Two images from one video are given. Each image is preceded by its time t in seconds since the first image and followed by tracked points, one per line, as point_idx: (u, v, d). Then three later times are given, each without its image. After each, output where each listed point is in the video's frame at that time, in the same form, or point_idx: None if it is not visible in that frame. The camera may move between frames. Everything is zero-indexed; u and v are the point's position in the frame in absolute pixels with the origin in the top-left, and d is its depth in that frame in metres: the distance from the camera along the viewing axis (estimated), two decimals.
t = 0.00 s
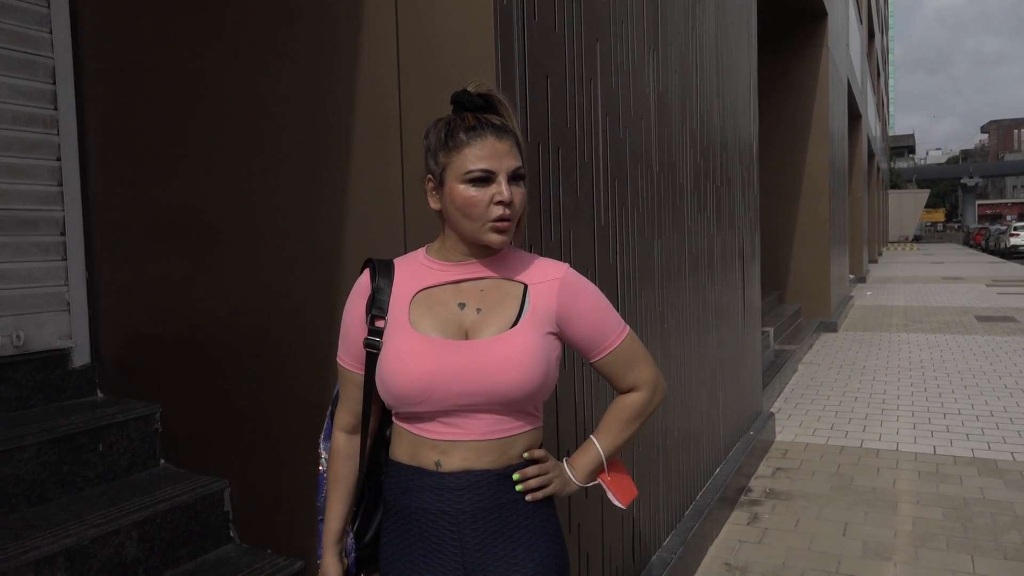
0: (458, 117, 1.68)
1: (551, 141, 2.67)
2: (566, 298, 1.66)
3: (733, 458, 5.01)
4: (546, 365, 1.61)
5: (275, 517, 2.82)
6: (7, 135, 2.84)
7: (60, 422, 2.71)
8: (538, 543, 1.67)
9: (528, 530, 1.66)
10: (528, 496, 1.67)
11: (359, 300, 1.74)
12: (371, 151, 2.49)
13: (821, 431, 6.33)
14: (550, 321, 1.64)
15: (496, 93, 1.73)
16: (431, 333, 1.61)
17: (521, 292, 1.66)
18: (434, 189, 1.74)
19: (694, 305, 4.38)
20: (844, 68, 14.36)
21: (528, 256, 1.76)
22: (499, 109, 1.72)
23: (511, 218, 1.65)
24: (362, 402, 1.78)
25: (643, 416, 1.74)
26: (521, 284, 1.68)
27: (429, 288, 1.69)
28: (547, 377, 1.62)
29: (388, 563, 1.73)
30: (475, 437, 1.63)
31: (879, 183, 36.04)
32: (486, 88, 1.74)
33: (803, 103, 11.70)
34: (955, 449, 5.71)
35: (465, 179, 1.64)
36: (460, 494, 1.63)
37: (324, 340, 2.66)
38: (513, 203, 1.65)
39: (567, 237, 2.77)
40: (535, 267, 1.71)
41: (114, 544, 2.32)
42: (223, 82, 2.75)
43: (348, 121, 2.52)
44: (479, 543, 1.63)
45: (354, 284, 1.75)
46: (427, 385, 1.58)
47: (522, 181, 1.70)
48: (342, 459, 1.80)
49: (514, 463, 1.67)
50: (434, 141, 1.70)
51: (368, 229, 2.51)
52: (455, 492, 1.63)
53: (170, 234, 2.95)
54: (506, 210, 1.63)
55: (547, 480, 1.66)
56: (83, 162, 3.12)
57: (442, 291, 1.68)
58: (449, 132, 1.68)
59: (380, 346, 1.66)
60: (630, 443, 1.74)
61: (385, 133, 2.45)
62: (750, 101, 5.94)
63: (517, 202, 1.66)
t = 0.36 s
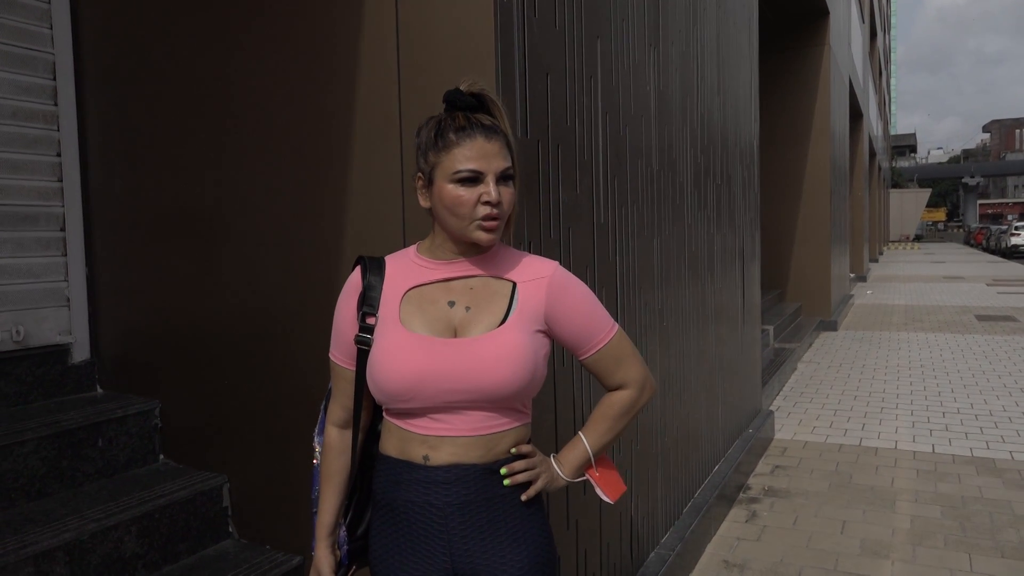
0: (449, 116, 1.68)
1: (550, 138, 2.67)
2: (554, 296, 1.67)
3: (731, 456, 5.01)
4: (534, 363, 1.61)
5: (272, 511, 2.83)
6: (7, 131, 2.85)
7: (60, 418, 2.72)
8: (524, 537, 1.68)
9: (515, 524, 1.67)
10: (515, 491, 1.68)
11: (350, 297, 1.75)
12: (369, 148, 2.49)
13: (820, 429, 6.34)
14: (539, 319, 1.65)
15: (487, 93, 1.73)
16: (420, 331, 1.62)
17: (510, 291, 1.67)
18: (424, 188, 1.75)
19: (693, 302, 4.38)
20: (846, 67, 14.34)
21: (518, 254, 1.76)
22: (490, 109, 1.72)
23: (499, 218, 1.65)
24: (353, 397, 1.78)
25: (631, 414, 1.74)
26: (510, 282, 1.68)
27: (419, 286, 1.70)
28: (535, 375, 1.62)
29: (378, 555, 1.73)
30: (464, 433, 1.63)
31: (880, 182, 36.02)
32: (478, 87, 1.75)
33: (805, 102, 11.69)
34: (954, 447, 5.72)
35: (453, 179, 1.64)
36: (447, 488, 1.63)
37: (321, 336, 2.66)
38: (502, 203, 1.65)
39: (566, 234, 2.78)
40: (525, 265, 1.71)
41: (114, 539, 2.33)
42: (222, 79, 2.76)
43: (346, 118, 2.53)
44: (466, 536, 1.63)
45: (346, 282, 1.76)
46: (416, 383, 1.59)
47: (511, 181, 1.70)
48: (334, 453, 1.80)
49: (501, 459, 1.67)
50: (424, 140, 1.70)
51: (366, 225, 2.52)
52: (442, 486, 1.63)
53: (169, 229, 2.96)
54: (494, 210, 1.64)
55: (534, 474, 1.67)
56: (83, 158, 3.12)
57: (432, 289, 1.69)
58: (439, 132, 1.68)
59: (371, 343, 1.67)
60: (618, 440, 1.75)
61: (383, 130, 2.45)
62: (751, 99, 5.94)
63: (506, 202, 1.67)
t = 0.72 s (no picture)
0: (443, 110, 1.68)
1: (552, 132, 2.66)
2: (552, 290, 1.66)
3: (734, 451, 5.01)
4: (533, 357, 1.61)
5: (274, 506, 2.84)
6: (9, 126, 2.84)
7: (62, 412, 2.72)
8: (526, 533, 1.67)
9: (516, 521, 1.66)
10: (514, 486, 1.68)
11: (349, 292, 1.75)
12: (369, 143, 2.49)
13: (822, 424, 6.33)
14: (537, 313, 1.64)
15: (482, 86, 1.72)
16: (418, 327, 1.61)
17: (508, 285, 1.66)
18: (420, 183, 1.74)
19: (696, 298, 4.37)
20: (850, 62, 14.29)
21: (516, 248, 1.75)
22: (485, 102, 1.71)
23: (496, 211, 1.65)
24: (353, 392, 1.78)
25: (630, 408, 1.74)
26: (508, 276, 1.68)
27: (417, 281, 1.69)
28: (534, 369, 1.62)
29: (379, 552, 1.73)
30: (463, 428, 1.63)
31: (884, 178, 35.92)
32: (473, 80, 1.74)
33: (808, 97, 11.65)
34: (957, 443, 5.71)
35: (449, 173, 1.64)
36: (447, 483, 1.63)
37: (322, 331, 2.66)
38: (497, 197, 1.65)
39: (567, 229, 2.77)
40: (523, 259, 1.71)
41: (116, 533, 2.33)
42: (223, 74, 2.76)
43: (346, 113, 2.52)
44: (467, 532, 1.63)
45: (344, 278, 1.76)
46: (415, 379, 1.58)
47: (507, 175, 1.70)
48: (334, 450, 1.80)
49: (501, 454, 1.67)
50: (420, 134, 1.70)
51: (367, 220, 2.52)
52: (442, 482, 1.63)
53: (170, 224, 2.96)
54: (490, 204, 1.63)
55: (534, 469, 1.67)
56: (85, 153, 3.12)
57: (430, 284, 1.68)
58: (434, 126, 1.67)
59: (369, 339, 1.67)
60: (618, 434, 1.75)
61: (384, 124, 2.45)
62: (754, 94, 5.92)
63: (502, 196, 1.66)
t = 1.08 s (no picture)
0: (440, 107, 1.67)
1: (549, 132, 2.65)
2: (553, 288, 1.65)
3: (731, 450, 5.00)
4: (535, 356, 1.60)
5: (272, 507, 2.83)
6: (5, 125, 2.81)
7: (57, 412, 2.71)
8: (528, 535, 1.67)
9: (518, 523, 1.66)
10: (515, 487, 1.67)
11: (346, 293, 1.74)
12: (367, 142, 2.48)
13: (820, 423, 6.33)
14: (538, 312, 1.64)
15: (478, 82, 1.72)
16: (418, 327, 1.61)
17: (509, 284, 1.65)
18: (418, 181, 1.73)
19: (693, 297, 4.37)
20: (846, 61, 14.30)
21: (515, 246, 1.75)
22: (481, 98, 1.71)
23: (495, 208, 1.64)
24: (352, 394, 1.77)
25: (628, 405, 1.75)
26: (509, 275, 1.67)
27: (416, 281, 1.68)
28: (536, 368, 1.61)
29: (380, 555, 1.73)
30: (465, 429, 1.62)
31: (880, 177, 35.96)
32: (469, 77, 1.74)
33: (805, 95, 11.66)
34: (954, 442, 5.71)
35: (447, 170, 1.63)
36: (449, 486, 1.62)
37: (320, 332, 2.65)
38: (496, 193, 1.64)
39: (565, 229, 2.76)
40: (522, 258, 1.70)
41: (112, 534, 2.33)
42: (220, 72, 2.74)
43: (344, 112, 2.51)
44: (469, 534, 1.62)
45: (341, 278, 1.74)
46: (415, 380, 1.58)
47: (505, 171, 1.69)
48: (333, 452, 1.79)
49: (502, 455, 1.66)
50: (416, 131, 1.69)
51: (364, 220, 2.51)
52: (443, 484, 1.62)
53: (166, 224, 2.94)
54: (490, 201, 1.62)
55: (536, 470, 1.66)
56: (81, 153, 3.11)
57: (429, 284, 1.67)
58: (431, 122, 1.67)
59: (368, 340, 1.66)
60: (617, 432, 1.75)
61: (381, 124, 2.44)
62: (751, 93, 5.92)
63: (501, 192, 1.65)
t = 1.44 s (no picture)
0: (443, 107, 1.67)
1: (548, 135, 2.65)
2: (556, 291, 1.66)
3: (728, 455, 5.00)
4: (539, 359, 1.61)
5: (268, 511, 2.82)
6: None
7: (52, 414, 2.70)
8: (530, 541, 1.67)
9: (520, 529, 1.66)
10: (517, 493, 1.67)
11: (346, 296, 1.72)
12: (366, 145, 2.47)
13: (818, 427, 6.33)
14: (541, 315, 1.64)
15: (480, 82, 1.72)
16: (421, 330, 1.60)
17: (512, 286, 1.65)
18: (420, 182, 1.73)
19: (691, 301, 4.36)
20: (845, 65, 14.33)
21: (517, 248, 1.75)
22: (484, 99, 1.71)
23: (499, 209, 1.64)
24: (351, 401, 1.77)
25: (630, 410, 1.76)
26: (512, 278, 1.67)
27: (418, 283, 1.68)
28: (539, 371, 1.61)
29: (380, 562, 1.72)
30: (468, 433, 1.62)
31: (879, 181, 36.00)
32: (471, 77, 1.73)
33: (804, 100, 11.68)
34: (952, 446, 5.71)
35: (450, 171, 1.63)
36: (452, 493, 1.61)
37: (318, 335, 2.65)
38: (500, 195, 1.64)
39: (563, 233, 2.76)
40: (525, 260, 1.70)
41: (106, 537, 2.32)
42: (218, 75, 2.74)
43: (343, 115, 2.51)
44: (472, 541, 1.62)
45: (341, 281, 1.73)
46: (418, 383, 1.57)
47: (509, 172, 1.69)
48: (331, 459, 1.79)
49: (505, 460, 1.66)
50: (418, 132, 1.69)
51: (363, 223, 2.50)
52: (446, 491, 1.62)
53: (163, 226, 2.94)
54: (493, 202, 1.62)
55: (539, 476, 1.65)
56: (78, 154, 3.10)
57: (432, 286, 1.67)
58: (434, 122, 1.67)
59: (369, 343, 1.65)
60: (618, 436, 1.76)
61: (380, 127, 2.44)
62: (749, 97, 5.93)
63: (504, 193, 1.65)
